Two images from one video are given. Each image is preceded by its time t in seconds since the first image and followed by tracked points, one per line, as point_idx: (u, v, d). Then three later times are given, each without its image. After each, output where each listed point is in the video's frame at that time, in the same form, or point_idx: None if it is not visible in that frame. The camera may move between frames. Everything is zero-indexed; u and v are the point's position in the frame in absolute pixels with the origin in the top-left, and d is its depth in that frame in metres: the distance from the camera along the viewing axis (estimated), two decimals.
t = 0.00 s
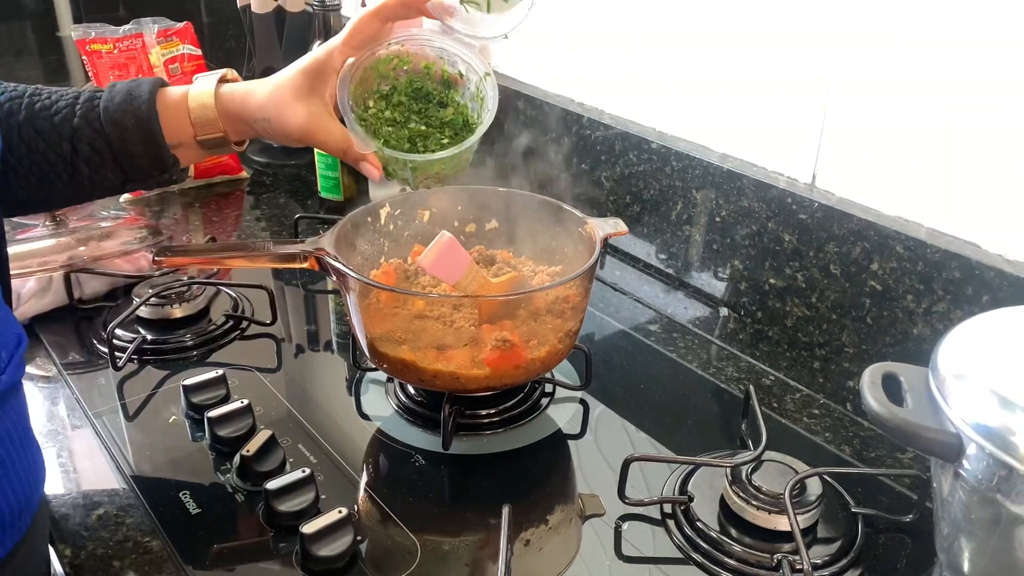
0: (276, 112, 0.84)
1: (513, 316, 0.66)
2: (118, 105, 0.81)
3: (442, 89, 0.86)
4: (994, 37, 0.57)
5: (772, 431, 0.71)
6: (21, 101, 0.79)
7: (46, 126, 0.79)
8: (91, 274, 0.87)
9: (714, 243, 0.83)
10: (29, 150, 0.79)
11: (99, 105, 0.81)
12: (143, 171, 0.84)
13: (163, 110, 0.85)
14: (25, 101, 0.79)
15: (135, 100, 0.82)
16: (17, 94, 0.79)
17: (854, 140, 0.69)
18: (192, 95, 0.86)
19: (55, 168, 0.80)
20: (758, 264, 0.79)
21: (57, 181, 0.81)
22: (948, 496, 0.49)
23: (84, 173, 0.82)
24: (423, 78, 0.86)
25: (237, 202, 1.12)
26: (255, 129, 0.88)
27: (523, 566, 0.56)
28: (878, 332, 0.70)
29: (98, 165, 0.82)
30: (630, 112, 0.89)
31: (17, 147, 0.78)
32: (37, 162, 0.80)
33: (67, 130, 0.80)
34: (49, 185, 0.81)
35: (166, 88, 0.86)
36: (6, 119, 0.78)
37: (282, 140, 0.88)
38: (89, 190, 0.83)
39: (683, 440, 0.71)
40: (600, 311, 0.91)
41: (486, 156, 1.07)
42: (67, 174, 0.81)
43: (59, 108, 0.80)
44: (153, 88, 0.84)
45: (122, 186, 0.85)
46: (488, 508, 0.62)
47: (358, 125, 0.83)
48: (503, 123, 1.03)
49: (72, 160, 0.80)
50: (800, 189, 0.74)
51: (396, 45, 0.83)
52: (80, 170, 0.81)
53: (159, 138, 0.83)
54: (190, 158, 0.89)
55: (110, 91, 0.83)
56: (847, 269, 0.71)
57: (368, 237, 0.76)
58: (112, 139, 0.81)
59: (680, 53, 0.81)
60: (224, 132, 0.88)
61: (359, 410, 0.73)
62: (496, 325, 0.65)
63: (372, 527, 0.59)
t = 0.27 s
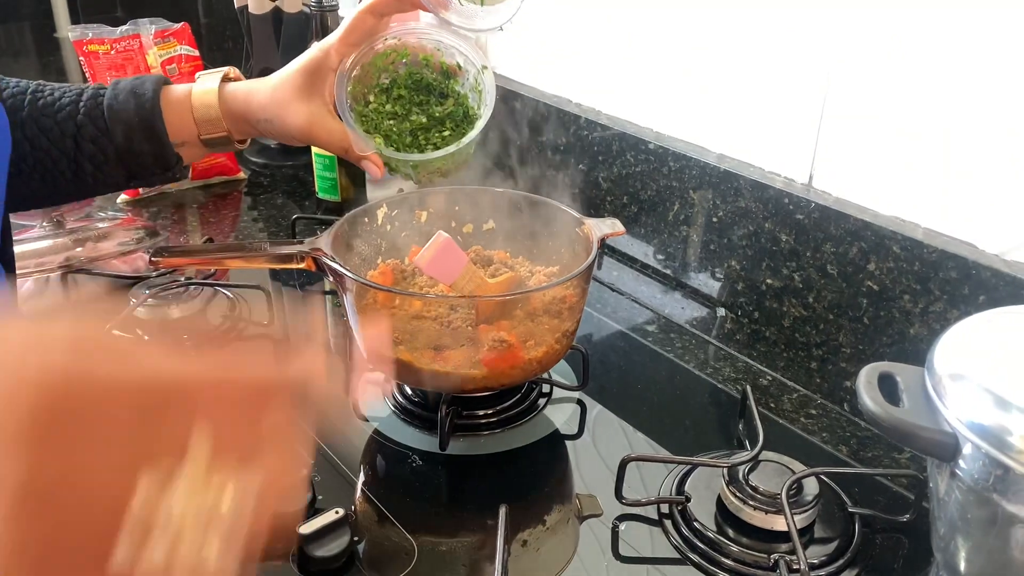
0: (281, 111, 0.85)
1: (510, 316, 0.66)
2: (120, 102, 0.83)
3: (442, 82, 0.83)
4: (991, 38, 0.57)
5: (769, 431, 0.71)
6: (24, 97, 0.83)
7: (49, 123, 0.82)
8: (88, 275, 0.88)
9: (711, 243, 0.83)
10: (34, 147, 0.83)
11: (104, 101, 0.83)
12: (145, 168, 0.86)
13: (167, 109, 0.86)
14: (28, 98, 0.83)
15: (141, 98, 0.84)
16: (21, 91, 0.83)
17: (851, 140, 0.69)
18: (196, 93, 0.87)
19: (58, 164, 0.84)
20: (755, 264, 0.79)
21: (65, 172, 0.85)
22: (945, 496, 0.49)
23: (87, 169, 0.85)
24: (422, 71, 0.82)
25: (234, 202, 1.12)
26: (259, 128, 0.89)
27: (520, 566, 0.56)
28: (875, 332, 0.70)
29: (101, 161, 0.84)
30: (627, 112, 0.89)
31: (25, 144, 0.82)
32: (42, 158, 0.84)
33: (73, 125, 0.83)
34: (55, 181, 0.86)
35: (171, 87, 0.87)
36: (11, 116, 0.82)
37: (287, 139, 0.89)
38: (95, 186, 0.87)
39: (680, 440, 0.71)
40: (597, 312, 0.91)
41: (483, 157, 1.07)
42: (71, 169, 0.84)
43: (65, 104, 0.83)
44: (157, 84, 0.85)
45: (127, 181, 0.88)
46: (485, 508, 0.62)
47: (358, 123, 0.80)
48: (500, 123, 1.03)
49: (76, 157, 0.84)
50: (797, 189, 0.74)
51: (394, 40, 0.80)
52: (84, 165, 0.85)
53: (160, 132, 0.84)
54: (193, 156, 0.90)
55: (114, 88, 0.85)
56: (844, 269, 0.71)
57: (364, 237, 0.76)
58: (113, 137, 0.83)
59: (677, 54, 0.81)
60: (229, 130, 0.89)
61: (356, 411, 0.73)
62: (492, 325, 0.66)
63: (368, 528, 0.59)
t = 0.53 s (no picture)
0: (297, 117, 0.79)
1: (509, 317, 0.66)
2: (129, 112, 0.74)
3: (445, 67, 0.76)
4: (990, 36, 0.57)
5: (767, 430, 0.71)
6: (34, 105, 0.76)
7: (58, 131, 0.75)
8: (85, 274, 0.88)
9: (709, 242, 0.83)
10: (40, 154, 0.76)
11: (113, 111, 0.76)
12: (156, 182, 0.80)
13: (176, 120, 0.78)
14: (38, 105, 0.76)
15: (149, 108, 0.74)
16: (30, 97, 0.76)
17: (848, 139, 0.69)
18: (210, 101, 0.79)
19: (67, 175, 0.77)
20: (753, 263, 0.79)
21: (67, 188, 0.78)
22: (942, 494, 0.49)
23: (96, 180, 0.78)
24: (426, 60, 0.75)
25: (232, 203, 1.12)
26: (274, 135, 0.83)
27: (518, 565, 0.56)
28: (873, 331, 0.70)
29: (111, 173, 0.78)
30: (625, 111, 0.89)
31: (31, 153, 0.76)
32: (47, 165, 0.77)
33: (81, 135, 0.76)
34: (58, 193, 0.79)
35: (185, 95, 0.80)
36: (18, 123, 0.75)
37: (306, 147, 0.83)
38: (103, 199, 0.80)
39: (678, 439, 0.71)
40: (596, 311, 0.91)
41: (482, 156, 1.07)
42: (78, 179, 0.78)
43: (74, 111, 0.76)
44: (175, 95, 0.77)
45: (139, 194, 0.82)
46: (483, 507, 0.62)
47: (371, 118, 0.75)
48: (499, 123, 1.03)
49: (84, 168, 0.77)
50: (795, 188, 0.74)
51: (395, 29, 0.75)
52: (93, 178, 0.78)
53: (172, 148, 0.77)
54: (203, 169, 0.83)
55: (125, 96, 0.76)
56: (842, 268, 0.71)
57: (362, 237, 0.76)
58: (127, 147, 0.76)
59: (675, 53, 0.81)
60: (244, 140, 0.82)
61: (355, 410, 0.73)
62: (491, 324, 0.65)
63: (367, 527, 0.59)
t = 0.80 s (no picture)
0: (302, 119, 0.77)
1: (508, 315, 0.66)
2: (141, 111, 0.75)
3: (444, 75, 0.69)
4: (987, 36, 0.57)
5: (766, 430, 0.71)
6: (43, 104, 0.74)
7: (68, 131, 0.74)
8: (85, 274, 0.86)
9: (709, 241, 0.83)
10: (49, 154, 0.74)
11: (123, 110, 0.76)
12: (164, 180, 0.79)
13: (184, 120, 0.77)
14: (47, 104, 0.75)
15: (158, 109, 0.76)
16: (39, 96, 0.75)
17: (847, 138, 0.69)
18: (216, 104, 0.78)
19: (73, 173, 0.76)
20: (753, 262, 0.79)
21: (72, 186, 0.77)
22: (941, 493, 0.49)
23: (103, 178, 0.77)
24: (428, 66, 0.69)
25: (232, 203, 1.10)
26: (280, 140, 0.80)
27: (518, 564, 0.56)
28: (873, 330, 0.70)
29: (119, 171, 0.77)
30: (625, 111, 0.89)
31: (40, 152, 0.74)
32: (56, 164, 0.75)
33: (90, 133, 0.75)
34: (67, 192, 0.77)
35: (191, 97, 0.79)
36: (27, 122, 0.73)
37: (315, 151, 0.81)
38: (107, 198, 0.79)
39: (678, 438, 0.71)
40: (596, 311, 0.91)
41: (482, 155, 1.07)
42: (85, 177, 0.77)
43: (83, 109, 0.75)
44: (180, 95, 0.77)
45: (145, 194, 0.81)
46: (483, 506, 0.62)
47: (379, 125, 0.70)
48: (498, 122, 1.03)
49: (92, 166, 0.76)
50: (794, 187, 0.74)
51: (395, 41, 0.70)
52: (100, 177, 0.77)
53: (180, 146, 0.76)
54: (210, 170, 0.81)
55: (133, 96, 0.77)
56: (842, 267, 0.71)
57: (362, 236, 0.76)
58: (135, 146, 0.76)
59: (675, 52, 0.81)
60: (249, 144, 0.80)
61: (354, 409, 0.73)
62: (490, 323, 0.66)
63: (366, 525, 0.59)
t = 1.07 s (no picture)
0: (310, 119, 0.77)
1: (508, 314, 0.66)
2: (152, 113, 0.75)
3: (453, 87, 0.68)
4: (986, 35, 0.57)
5: (766, 429, 0.71)
6: (55, 104, 0.74)
7: (79, 131, 0.74)
8: (85, 273, 0.86)
9: (709, 240, 0.83)
10: (61, 155, 0.74)
11: (134, 111, 0.75)
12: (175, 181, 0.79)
13: (195, 121, 0.77)
14: (59, 105, 0.74)
15: (170, 110, 0.76)
16: (50, 97, 0.74)
17: (847, 136, 0.69)
18: (227, 105, 0.78)
19: (84, 174, 0.75)
20: (753, 261, 0.79)
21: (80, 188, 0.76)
22: (941, 491, 0.49)
23: (115, 178, 0.77)
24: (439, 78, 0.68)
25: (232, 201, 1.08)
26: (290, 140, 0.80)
27: (517, 562, 0.56)
28: (873, 329, 0.70)
29: (130, 172, 0.77)
30: (625, 109, 0.89)
31: (52, 153, 0.74)
32: (67, 165, 0.75)
33: (101, 134, 0.75)
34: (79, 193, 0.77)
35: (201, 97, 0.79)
36: (39, 123, 0.73)
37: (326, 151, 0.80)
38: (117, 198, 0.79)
39: (678, 437, 0.71)
40: (596, 309, 0.91)
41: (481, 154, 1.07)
42: (96, 177, 0.76)
43: (94, 110, 0.75)
44: (189, 97, 0.77)
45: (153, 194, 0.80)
46: (482, 505, 0.62)
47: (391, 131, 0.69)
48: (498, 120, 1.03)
49: (103, 166, 0.75)
50: (795, 185, 0.74)
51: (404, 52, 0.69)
52: (111, 178, 0.77)
53: (191, 149, 0.76)
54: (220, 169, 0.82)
55: (145, 97, 0.77)
56: (842, 265, 0.71)
57: (362, 235, 0.76)
58: (147, 147, 0.76)
59: (675, 51, 0.81)
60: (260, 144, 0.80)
61: (354, 408, 0.73)
62: (490, 322, 0.66)
63: (365, 524, 0.59)
